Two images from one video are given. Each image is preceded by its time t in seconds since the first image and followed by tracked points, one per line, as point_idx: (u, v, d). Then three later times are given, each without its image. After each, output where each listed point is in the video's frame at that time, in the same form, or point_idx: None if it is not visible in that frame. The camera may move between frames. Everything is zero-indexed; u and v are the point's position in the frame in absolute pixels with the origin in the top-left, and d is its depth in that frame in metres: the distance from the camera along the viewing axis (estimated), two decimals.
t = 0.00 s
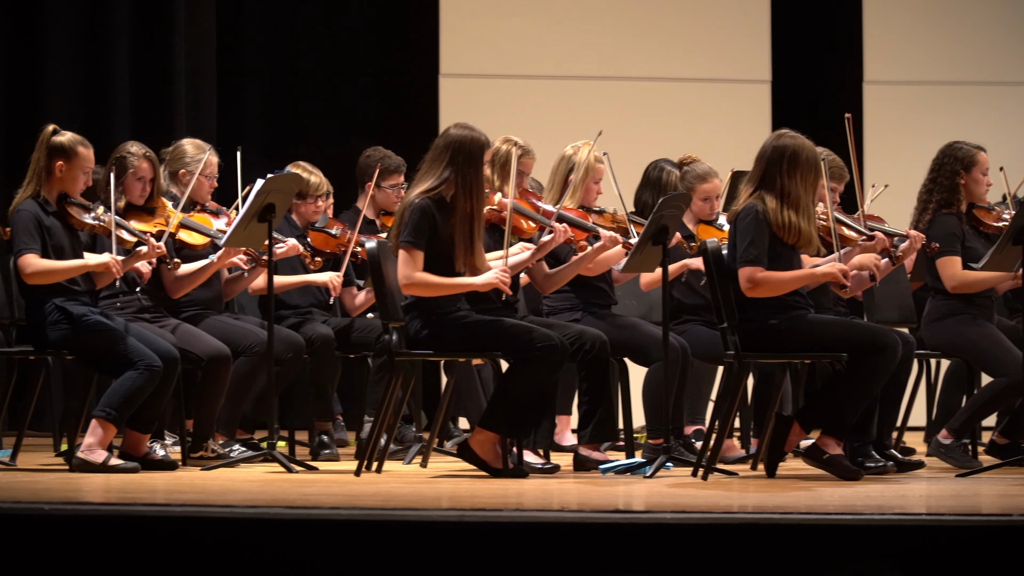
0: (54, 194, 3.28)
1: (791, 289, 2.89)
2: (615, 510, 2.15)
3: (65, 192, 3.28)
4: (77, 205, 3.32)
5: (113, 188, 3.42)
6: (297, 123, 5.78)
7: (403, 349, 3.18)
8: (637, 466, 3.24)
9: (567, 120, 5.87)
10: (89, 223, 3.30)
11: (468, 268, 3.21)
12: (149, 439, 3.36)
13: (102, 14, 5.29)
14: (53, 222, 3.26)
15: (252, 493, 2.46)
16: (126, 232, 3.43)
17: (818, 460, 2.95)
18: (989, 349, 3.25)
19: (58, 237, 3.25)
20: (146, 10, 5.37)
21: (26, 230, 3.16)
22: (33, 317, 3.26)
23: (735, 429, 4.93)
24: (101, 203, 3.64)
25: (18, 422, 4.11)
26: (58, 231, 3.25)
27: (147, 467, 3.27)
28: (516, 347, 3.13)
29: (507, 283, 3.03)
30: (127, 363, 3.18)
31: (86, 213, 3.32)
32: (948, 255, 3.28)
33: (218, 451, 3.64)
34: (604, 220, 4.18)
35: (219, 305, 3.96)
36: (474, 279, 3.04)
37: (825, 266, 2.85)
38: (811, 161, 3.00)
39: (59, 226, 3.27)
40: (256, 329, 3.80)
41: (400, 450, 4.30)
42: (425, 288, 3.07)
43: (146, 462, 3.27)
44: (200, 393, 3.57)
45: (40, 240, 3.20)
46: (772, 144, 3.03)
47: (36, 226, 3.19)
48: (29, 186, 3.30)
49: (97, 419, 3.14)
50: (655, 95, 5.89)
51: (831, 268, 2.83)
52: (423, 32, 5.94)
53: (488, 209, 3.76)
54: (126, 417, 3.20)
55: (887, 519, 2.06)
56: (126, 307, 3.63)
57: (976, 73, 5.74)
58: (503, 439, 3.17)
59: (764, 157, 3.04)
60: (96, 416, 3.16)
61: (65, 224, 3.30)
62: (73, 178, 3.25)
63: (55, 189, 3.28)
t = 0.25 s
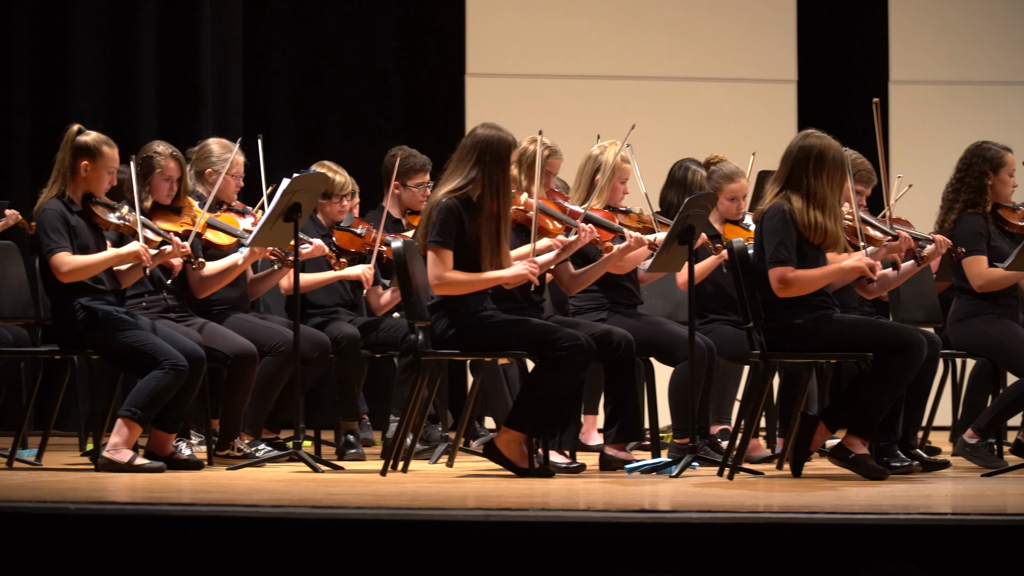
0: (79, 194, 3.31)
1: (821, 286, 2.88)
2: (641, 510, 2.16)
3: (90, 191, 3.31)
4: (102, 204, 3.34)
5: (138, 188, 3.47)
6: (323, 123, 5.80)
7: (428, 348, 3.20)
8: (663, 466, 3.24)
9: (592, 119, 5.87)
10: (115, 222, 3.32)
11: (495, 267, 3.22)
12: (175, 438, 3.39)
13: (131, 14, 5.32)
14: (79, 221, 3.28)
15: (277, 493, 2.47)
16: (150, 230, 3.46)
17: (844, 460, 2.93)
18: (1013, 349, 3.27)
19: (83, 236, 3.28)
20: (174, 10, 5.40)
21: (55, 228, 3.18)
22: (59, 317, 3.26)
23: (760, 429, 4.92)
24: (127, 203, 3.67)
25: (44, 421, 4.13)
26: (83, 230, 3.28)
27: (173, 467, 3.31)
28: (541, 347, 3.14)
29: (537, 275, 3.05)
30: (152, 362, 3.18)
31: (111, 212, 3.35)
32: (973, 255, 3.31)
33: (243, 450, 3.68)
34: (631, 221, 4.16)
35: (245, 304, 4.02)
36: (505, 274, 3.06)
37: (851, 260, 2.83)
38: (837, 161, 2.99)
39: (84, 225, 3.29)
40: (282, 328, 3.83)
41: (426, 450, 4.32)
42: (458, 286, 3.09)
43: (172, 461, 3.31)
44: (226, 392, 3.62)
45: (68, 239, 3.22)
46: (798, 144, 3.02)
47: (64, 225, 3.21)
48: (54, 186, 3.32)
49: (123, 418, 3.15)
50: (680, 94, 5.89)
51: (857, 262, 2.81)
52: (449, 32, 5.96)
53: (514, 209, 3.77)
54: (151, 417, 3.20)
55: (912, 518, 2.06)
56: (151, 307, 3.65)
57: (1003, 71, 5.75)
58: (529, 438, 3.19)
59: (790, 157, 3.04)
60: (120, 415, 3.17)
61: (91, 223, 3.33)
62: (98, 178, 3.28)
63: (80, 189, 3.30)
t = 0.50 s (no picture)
0: (103, 193, 3.34)
1: (855, 281, 2.88)
2: (666, 510, 2.16)
3: (114, 190, 3.33)
4: (126, 203, 3.36)
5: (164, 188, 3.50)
6: (348, 124, 5.83)
7: (454, 347, 3.22)
8: (688, 465, 3.24)
9: (617, 118, 5.88)
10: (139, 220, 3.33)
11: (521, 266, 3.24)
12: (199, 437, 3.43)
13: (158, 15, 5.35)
14: (105, 220, 3.31)
15: (302, 492, 2.49)
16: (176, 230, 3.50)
17: (869, 459, 2.92)
18: None
19: (110, 234, 3.30)
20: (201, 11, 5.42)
21: (85, 224, 3.21)
22: (86, 316, 3.30)
23: (783, 429, 4.91)
24: (152, 202, 3.71)
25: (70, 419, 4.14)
26: (110, 228, 3.31)
27: (198, 467, 3.35)
28: (566, 347, 3.15)
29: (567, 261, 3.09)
30: (177, 360, 3.20)
31: (137, 211, 3.37)
32: (999, 255, 3.30)
33: (268, 450, 3.71)
34: (657, 219, 4.13)
35: (270, 304, 4.09)
36: (538, 263, 3.09)
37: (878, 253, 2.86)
38: (863, 160, 2.98)
39: (110, 223, 3.32)
40: (307, 327, 3.86)
41: (452, 449, 4.35)
42: (494, 281, 3.10)
43: (197, 460, 3.35)
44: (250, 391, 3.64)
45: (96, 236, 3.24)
46: (823, 143, 3.01)
47: (91, 222, 3.24)
48: (79, 186, 3.36)
49: (148, 417, 3.16)
50: (705, 93, 5.91)
51: (883, 253, 2.85)
52: (475, 32, 5.98)
53: (539, 208, 3.78)
54: (175, 417, 3.22)
55: (938, 518, 2.05)
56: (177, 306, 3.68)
57: None
58: (554, 438, 3.19)
59: (815, 156, 3.03)
60: (146, 415, 3.19)
61: (116, 223, 3.35)
62: (122, 177, 3.30)
63: (105, 188, 3.34)
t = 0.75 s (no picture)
0: (128, 192, 3.37)
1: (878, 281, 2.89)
2: (689, 509, 2.16)
3: (139, 189, 3.37)
4: (151, 203, 3.38)
5: (191, 187, 3.52)
6: (373, 123, 5.85)
7: (478, 347, 3.23)
8: (713, 465, 3.24)
9: (641, 117, 5.88)
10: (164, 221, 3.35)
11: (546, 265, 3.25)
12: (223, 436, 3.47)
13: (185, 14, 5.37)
14: (129, 219, 3.34)
15: (326, 492, 2.49)
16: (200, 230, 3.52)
17: (892, 458, 2.92)
18: None
19: (134, 234, 3.33)
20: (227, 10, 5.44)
21: (109, 226, 3.23)
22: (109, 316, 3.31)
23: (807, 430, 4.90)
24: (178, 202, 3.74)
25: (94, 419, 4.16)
26: (133, 228, 3.34)
27: (222, 465, 3.39)
28: (591, 346, 3.17)
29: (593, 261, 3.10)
30: (202, 360, 3.21)
31: (161, 211, 3.39)
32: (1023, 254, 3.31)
33: (291, 449, 3.72)
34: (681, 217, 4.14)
35: (294, 303, 4.11)
36: (563, 263, 3.10)
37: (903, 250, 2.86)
38: (888, 160, 2.97)
39: (134, 223, 3.35)
40: (331, 327, 3.89)
41: (477, 448, 4.37)
42: (519, 281, 3.12)
43: (221, 459, 3.39)
44: (276, 390, 3.68)
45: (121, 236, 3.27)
46: (848, 143, 3.01)
47: (116, 223, 3.27)
48: (104, 184, 3.39)
49: (173, 417, 3.18)
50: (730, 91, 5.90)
51: (907, 251, 2.84)
52: (500, 32, 6.00)
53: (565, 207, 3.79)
54: (199, 416, 3.24)
55: (961, 517, 2.05)
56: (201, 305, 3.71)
57: None
58: (579, 437, 3.21)
59: (840, 156, 3.02)
60: (170, 415, 3.20)
61: (140, 222, 3.38)
62: (147, 176, 3.33)
63: (130, 187, 3.37)
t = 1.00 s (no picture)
0: (150, 192, 3.37)
1: (893, 283, 2.88)
2: (714, 508, 2.16)
3: (161, 188, 3.37)
4: (173, 203, 3.42)
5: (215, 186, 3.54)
6: (397, 122, 5.87)
7: (503, 346, 3.24)
8: (738, 463, 3.25)
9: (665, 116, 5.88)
10: (188, 220, 3.42)
11: (569, 264, 3.26)
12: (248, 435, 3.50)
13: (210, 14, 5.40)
14: (150, 219, 3.35)
15: (350, 490, 2.50)
16: (228, 228, 3.57)
17: (917, 458, 2.91)
18: None
19: (154, 233, 3.34)
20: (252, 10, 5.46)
21: (125, 226, 3.24)
22: (133, 316, 3.34)
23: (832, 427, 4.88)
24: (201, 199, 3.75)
25: (117, 419, 4.19)
26: (154, 228, 3.34)
27: (246, 464, 3.41)
28: (615, 345, 3.17)
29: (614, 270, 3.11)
30: (226, 360, 3.23)
31: (184, 211, 3.43)
32: None
33: (316, 448, 3.79)
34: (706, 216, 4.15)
35: (319, 302, 4.13)
36: (584, 268, 3.10)
37: (924, 257, 2.82)
38: (911, 159, 2.96)
39: (156, 222, 3.35)
40: (356, 326, 3.91)
41: (501, 447, 4.39)
42: (539, 283, 3.13)
43: (245, 458, 3.41)
44: (301, 389, 3.71)
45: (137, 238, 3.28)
46: (872, 141, 3.00)
47: (134, 224, 3.28)
48: (125, 184, 3.38)
49: (197, 416, 3.21)
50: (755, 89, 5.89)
51: (929, 258, 2.80)
52: (524, 30, 6.01)
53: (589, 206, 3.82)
54: (224, 415, 3.26)
55: (986, 516, 2.05)
56: (227, 304, 3.75)
57: None
58: (603, 436, 3.22)
59: (864, 155, 3.01)
60: (195, 414, 3.23)
61: (162, 222, 3.40)
62: (169, 176, 3.33)
63: (152, 187, 3.36)
